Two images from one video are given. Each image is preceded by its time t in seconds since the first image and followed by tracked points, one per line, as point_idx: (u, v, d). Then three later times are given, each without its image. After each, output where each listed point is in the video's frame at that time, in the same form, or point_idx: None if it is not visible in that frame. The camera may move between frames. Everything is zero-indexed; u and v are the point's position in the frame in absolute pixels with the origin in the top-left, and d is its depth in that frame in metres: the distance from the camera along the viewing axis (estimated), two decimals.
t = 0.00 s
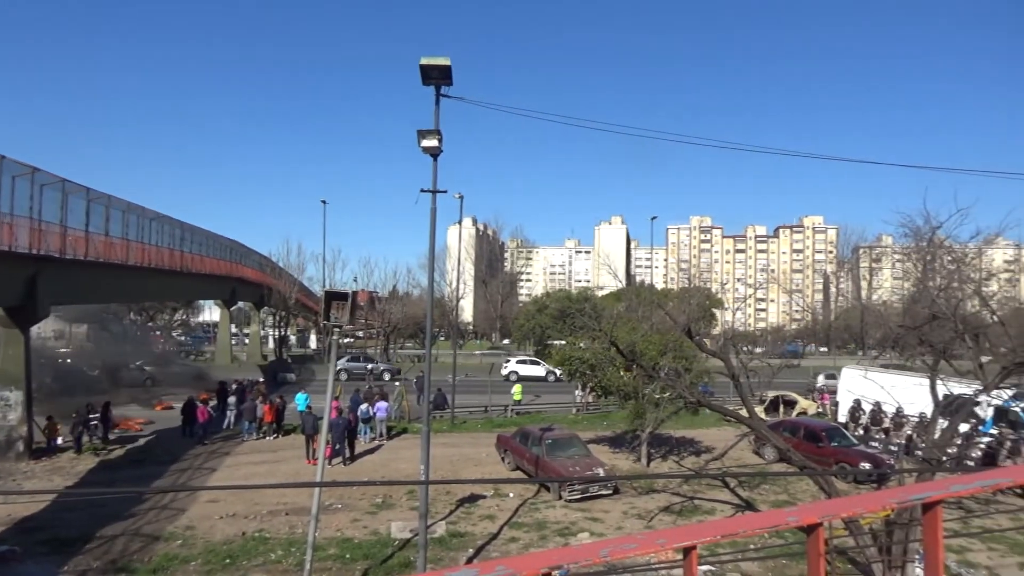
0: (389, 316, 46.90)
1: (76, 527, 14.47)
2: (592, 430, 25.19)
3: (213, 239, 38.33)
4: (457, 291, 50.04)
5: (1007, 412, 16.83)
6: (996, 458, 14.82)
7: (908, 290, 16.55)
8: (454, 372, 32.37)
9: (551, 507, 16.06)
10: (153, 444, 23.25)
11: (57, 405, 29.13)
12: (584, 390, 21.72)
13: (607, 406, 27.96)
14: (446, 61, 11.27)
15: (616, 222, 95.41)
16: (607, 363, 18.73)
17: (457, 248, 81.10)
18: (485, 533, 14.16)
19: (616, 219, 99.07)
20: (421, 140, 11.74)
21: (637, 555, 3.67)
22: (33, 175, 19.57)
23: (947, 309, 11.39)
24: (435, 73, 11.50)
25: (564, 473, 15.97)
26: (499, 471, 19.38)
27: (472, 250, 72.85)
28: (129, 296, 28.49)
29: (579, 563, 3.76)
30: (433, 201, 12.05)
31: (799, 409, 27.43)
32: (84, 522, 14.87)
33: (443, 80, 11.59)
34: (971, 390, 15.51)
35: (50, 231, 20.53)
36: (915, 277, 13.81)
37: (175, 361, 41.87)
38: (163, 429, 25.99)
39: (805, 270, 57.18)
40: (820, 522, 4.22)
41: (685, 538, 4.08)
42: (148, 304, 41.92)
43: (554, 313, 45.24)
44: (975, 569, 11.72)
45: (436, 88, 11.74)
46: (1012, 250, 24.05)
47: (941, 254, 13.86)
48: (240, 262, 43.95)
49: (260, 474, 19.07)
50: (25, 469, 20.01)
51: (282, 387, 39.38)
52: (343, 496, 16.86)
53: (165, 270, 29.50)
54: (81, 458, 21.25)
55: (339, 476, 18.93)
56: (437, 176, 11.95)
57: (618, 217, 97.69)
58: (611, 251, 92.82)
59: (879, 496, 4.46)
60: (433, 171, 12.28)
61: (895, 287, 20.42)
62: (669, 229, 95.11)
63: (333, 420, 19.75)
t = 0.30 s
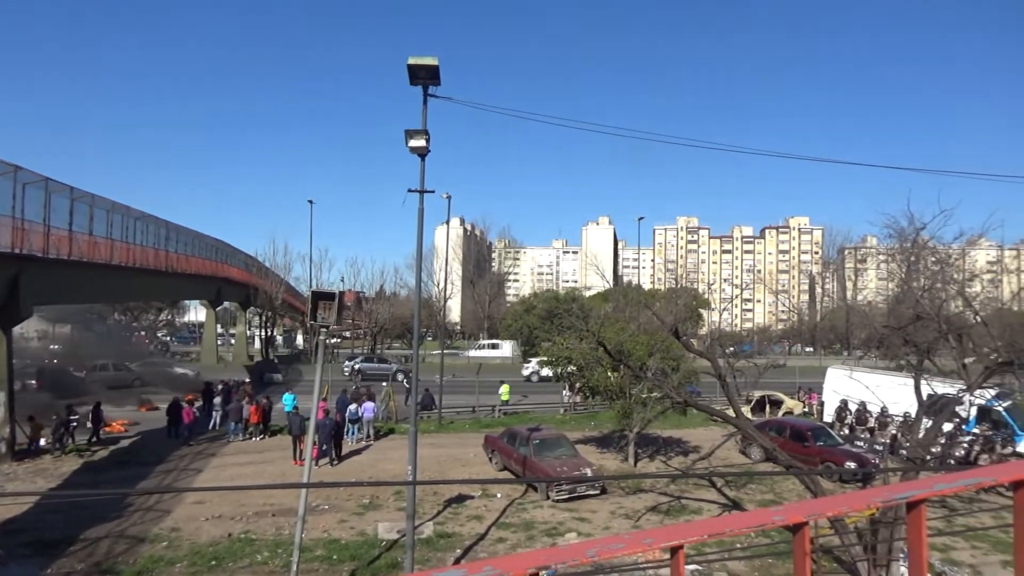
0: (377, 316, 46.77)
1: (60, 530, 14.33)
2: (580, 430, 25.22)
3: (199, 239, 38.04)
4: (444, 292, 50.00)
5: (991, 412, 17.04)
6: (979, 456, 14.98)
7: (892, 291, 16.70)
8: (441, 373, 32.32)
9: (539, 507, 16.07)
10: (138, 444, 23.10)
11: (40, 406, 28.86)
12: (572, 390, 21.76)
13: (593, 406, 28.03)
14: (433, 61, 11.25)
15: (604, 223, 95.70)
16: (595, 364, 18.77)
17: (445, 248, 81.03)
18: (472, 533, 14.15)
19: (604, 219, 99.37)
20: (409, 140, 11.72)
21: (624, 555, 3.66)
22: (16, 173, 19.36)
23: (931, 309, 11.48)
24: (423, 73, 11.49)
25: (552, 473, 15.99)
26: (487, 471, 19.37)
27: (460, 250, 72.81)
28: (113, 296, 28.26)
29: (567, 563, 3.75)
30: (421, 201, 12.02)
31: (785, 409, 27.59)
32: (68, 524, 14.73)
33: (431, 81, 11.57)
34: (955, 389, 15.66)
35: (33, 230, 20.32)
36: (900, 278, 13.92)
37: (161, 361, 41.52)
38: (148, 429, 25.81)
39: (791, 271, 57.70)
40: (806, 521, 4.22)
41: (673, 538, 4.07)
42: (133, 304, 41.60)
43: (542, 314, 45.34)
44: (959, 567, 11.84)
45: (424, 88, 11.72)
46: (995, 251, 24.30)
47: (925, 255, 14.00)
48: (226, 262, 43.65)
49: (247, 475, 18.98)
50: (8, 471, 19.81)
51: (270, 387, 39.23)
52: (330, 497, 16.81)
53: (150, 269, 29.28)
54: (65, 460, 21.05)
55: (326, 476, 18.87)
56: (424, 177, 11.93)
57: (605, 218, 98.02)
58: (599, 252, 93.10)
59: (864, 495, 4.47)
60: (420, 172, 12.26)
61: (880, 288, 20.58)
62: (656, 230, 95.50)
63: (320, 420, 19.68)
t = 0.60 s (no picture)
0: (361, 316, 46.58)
1: (38, 532, 14.15)
2: (564, 430, 25.25)
3: (180, 238, 37.67)
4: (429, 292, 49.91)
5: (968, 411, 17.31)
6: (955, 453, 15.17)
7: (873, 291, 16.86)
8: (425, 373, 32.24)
9: (522, 506, 16.07)
10: (118, 446, 22.85)
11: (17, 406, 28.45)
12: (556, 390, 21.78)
13: (577, 406, 28.08)
14: (418, 60, 11.22)
15: (588, 223, 95.96)
16: (579, 363, 18.80)
17: (429, 248, 80.85)
18: (456, 533, 14.12)
19: (588, 219, 99.64)
20: (393, 139, 11.68)
21: (608, 554, 3.66)
22: None
23: (911, 309, 11.59)
24: (407, 72, 11.44)
25: (536, 473, 15.99)
26: (471, 471, 19.35)
27: (444, 249, 72.67)
28: (93, 296, 27.93)
29: (550, 562, 3.75)
30: (405, 200, 11.97)
31: (767, 408, 27.78)
32: (47, 526, 14.55)
33: (415, 80, 11.54)
34: (934, 388, 15.85)
35: (11, 229, 20.05)
36: (880, 277, 14.05)
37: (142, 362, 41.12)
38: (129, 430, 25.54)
39: (774, 271, 58.16)
40: (787, 520, 4.23)
41: (656, 537, 4.07)
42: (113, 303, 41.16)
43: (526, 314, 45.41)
44: (938, 563, 11.97)
45: (408, 87, 11.68)
46: (974, 251, 24.60)
47: (905, 256, 14.15)
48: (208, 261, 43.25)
49: (229, 476, 18.84)
50: None
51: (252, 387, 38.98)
52: (313, 497, 16.72)
53: (130, 269, 28.97)
54: (43, 461, 20.78)
55: (309, 477, 18.77)
56: (408, 176, 11.90)
57: (590, 218, 98.28)
58: (583, 251, 93.32)
59: (845, 493, 4.50)
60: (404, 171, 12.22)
61: (861, 288, 20.78)
62: (640, 230, 95.92)
63: (303, 421, 19.57)
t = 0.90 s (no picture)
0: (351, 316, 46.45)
1: (25, 533, 14.04)
2: (554, 430, 25.27)
3: (169, 238, 37.41)
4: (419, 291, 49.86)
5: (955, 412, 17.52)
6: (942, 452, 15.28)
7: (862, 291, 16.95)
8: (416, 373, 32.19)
9: (513, 506, 16.06)
10: (106, 446, 22.68)
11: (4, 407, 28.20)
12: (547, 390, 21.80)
13: (568, 406, 28.11)
14: (408, 60, 11.21)
15: (579, 223, 96.06)
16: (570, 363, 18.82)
17: (420, 248, 80.68)
18: (447, 533, 14.10)
19: (579, 219, 99.77)
20: (384, 139, 11.66)
21: (599, 553, 3.66)
22: None
23: (900, 309, 11.65)
24: (398, 71, 11.42)
25: (527, 473, 15.99)
26: (462, 471, 19.33)
27: (435, 249, 72.56)
28: (81, 296, 27.74)
29: (541, 562, 3.74)
30: (395, 200, 11.95)
31: (756, 408, 27.89)
32: (34, 527, 14.43)
33: (405, 79, 11.52)
34: (922, 388, 15.94)
35: None
36: (868, 278, 14.13)
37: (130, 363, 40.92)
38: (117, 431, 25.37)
39: (764, 270, 58.40)
40: (777, 519, 4.24)
41: (647, 537, 4.07)
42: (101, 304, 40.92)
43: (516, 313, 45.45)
44: (926, 562, 12.04)
45: (399, 86, 11.67)
46: (961, 251, 24.77)
47: (893, 256, 14.23)
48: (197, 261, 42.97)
49: (218, 476, 18.75)
50: None
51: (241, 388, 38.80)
52: (303, 498, 16.66)
53: (118, 268, 28.78)
54: (31, 462, 20.61)
55: (299, 477, 18.71)
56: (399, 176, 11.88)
57: (580, 218, 98.41)
58: (574, 251, 93.41)
59: (834, 491, 4.51)
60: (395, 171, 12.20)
61: (850, 288, 20.88)
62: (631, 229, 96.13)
63: (293, 421, 19.51)
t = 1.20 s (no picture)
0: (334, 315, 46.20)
1: (2, 535, 13.85)
2: (538, 429, 25.30)
3: (149, 236, 37.01)
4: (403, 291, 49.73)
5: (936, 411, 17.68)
6: (921, 450, 15.45)
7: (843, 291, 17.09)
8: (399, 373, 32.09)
9: (497, 506, 16.06)
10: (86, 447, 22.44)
11: None
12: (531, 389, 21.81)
13: (552, 405, 28.15)
14: (392, 59, 11.17)
15: (563, 223, 96.26)
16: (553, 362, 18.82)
17: (404, 247, 80.48)
18: (431, 533, 14.06)
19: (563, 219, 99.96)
20: (367, 138, 11.62)
21: (583, 553, 3.65)
22: None
23: (880, 309, 11.76)
24: (382, 70, 11.38)
25: (511, 473, 15.99)
26: (446, 471, 19.31)
27: (419, 249, 72.40)
28: (60, 296, 27.42)
29: (525, 561, 3.74)
30: (379, 199, 11.90)
31: (739, 407, 28.06)
32: (11, 529, 14.24)
33: (389, 78, 11.48)
34: (903, 386, 16.09)
35: None
36: (850, 278, 14.23)
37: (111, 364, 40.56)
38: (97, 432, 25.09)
39: (748, 271, 58.75)
40: (759, 517, 4.26)
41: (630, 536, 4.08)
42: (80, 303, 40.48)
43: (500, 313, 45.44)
44: (906, 559, 12.17)
45: (382, 85, 11.63)
46: (941, 251, 25.03)
47: (874, 257, 14.35)
48: (178, 260, 42.55)
49: (200, 477, 18.60)
50: None
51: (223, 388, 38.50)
52: (286, 499, 16.56)
53: (98, 267, 28.47)
54: (9, 464, 20.33)
55: (282, 478, 18.61)
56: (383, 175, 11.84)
57: (564, 218, 98.57)
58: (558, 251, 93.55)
59: (816, 489, 4.54)
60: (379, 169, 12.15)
61: (831, 288, 21.04)
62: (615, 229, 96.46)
63: (276, 421, 19.38)
